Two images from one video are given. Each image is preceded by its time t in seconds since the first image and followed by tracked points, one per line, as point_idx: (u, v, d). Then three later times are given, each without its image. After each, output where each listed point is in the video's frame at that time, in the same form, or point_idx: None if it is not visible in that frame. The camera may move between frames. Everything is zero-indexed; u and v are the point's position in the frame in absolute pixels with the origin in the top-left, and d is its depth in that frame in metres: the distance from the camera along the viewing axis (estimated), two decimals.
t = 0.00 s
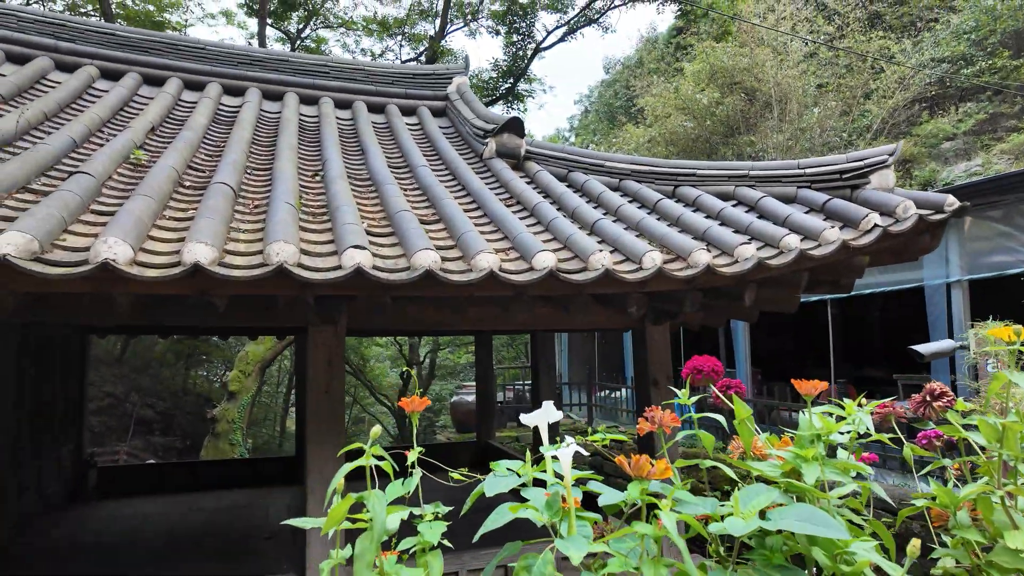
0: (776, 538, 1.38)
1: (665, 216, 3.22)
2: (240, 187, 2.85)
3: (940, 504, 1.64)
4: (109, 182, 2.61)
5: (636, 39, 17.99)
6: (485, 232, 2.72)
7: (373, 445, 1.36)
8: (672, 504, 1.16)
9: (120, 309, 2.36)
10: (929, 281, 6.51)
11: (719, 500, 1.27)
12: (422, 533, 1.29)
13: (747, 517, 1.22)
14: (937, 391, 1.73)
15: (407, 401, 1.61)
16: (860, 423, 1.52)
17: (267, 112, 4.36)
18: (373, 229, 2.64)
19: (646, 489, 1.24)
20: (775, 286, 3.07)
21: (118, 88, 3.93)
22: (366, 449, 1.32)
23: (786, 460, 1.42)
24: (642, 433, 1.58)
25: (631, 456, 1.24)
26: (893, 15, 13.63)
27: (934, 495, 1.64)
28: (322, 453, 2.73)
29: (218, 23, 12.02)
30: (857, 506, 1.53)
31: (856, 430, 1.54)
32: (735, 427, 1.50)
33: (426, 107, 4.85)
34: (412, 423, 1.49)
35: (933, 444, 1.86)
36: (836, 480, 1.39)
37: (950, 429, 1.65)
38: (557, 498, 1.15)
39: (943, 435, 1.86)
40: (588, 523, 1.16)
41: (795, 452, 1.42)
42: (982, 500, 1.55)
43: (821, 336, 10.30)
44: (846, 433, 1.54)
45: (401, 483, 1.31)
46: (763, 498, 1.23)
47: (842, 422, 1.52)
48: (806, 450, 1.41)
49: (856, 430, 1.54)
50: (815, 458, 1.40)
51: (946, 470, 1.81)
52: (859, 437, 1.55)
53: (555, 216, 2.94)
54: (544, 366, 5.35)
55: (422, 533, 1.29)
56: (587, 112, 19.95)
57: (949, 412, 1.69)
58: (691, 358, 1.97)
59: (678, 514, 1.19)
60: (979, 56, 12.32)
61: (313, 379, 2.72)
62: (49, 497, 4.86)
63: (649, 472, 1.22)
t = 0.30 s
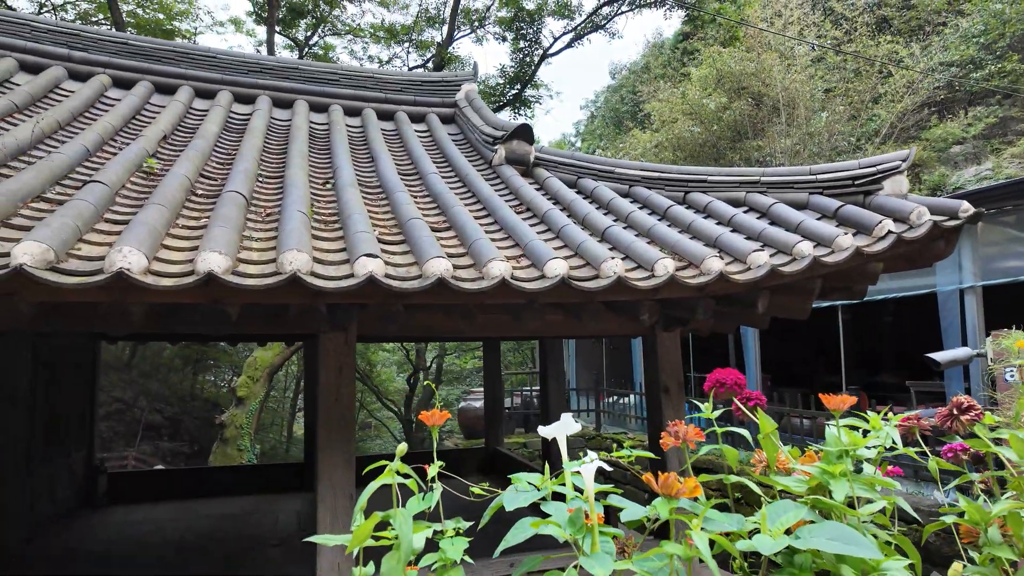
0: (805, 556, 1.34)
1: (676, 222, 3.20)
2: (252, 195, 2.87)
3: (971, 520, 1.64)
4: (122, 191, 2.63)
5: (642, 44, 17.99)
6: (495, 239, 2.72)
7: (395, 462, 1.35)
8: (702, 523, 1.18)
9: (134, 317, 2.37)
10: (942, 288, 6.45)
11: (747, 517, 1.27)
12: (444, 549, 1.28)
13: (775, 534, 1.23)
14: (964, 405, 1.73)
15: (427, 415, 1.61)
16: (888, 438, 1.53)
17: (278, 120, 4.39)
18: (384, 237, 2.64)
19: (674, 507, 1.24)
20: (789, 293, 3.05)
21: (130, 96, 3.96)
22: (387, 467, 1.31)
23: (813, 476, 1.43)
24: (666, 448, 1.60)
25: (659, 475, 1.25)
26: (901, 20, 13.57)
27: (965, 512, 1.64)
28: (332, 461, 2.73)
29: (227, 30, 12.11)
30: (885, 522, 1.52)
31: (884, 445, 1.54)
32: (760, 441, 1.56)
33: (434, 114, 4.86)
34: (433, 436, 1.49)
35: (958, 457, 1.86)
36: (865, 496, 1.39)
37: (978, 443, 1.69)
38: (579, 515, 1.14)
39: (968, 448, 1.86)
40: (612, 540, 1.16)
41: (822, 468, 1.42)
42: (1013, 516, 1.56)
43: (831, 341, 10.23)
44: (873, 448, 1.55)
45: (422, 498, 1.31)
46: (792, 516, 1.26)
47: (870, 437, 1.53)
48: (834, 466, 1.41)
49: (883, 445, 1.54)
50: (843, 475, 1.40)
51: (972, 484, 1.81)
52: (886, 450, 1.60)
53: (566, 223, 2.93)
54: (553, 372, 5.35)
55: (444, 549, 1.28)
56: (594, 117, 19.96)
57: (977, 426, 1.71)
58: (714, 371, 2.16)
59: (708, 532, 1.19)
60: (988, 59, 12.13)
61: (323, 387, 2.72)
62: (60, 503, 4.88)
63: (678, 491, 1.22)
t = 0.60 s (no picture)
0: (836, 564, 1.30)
1: (690, 223, 3.17)
2: (263, 197, 2.86)
3: (1009, 526, 1.61)
4: (135, 193, 2.63)
5: (651, 46, 17.94)
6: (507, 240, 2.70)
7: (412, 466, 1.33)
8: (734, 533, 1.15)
9: (146, 319, 2.37)
10: (959, 289, 6.37)
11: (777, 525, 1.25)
12: (463, 556, 1.26)
13: (807, 542, 1.20)
14: (999, 408, 1.73)
15: (442, 417, 1.57)
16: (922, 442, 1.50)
17: (288, 122, 4.40)
18: (396, 238, 2.63)
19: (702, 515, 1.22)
20: (805, 293, 3.01)
21: (143, 100, 3.98)
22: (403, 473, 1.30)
23: (843, 481, 1.40)
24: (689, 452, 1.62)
25: (687, 480, 1.23)
26: (913, 19, 13.43)
27: (1002, 517, 1.62)
28: (344, 463, 2.72)
29: (238, 35, 12.19)
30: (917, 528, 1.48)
31: (916, 449, 1.51)
32: (788, 444, 1.52)
33: (444, 116, 4.86)
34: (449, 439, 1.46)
35: (992, 460, 1.83)
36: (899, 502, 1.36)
37: (1015, 447, 1.68)
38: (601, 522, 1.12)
39: (1001, 453, 1.83)
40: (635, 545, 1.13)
41: (853, 472, 1.40)
42: None
43: (844, 344, 10.12)
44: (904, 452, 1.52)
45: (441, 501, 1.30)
46: (826, 523, 1.23)
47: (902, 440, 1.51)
48: (865, 470, 1.40)
49: (915, 450, 1.51)
50: (876, 480, 1.38)
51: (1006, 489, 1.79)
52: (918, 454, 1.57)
53: (578, 223, 2.91)
54: (563, 375, 5.30)
55: (464, 555, 1.26)
56: (602, 119, 19.92)
57: (1013, 429, 1.70)
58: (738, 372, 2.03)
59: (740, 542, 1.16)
60: (1002, 58, 11.92)
61: (335, 389, 2.71)
62: (75, 505, 4.91)
63: (708, 497, 1.19)
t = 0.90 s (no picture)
0: None
1: (705, 222, 3.12)
2: (274, 198, 2.85)
3: None
4: (146, 194, 2.62)
5: (661, 47, 17.85)
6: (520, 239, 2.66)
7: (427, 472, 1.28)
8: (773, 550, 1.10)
9: (155, 321, 2.35)
10: (981, 290, 6.23)
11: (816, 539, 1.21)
12: (480, 569, 1.22)
13: (849, 558, 1.15)
14: None
15: (458, 422, 1.52)
16: (966, 451, 1.45)
17: (299, 124, 4.39)
18: (407, 239, 2.60)
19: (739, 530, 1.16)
20: (825, 294, 2.94)
21: (154, 102, 3.98)
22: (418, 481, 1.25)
23: (884, 491, 1.36)
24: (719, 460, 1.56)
25: (722, 493, 1.17)
26: (929, 17, 13.25)
27: None
28: (355, 466, 2.69)
29: (250, 39, 12.27)
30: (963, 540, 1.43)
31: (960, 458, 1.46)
32: (823, 451, 1.47)
33: (455, 116, 4.83)
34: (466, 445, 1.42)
35: None
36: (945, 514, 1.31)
37: None
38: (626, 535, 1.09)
39: None
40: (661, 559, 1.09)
41: (895, 482, 1.36)
42: None
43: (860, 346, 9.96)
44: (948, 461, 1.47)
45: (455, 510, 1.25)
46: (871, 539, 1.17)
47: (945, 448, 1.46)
48: (908, 480, 1.35)
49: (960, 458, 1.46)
50: (920, 491, 1.34)
51: None
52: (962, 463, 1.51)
53: (591, 223, 2.86)
54: (575, 378, 5.24)
55: (481, 568, 1.22)
56: (612, 120, 19.84)
57: None
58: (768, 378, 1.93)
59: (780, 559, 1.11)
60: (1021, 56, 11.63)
61: (346, 391, 2.68)
62: (88, 507, 4.93)
63: (744, 511, 1.14)
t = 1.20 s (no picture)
0: None
1: (721, 220, 3.04)
2: (281, 196, 2.80)
3: None
4: (151, 193, 2.59)
5: (670, 47, 17.73)
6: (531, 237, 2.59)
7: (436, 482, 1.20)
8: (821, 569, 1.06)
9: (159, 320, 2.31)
10: (1003, 290, 6.09)
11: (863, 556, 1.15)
12: None
13: None
14: None
15: (468, 427, 1.44)
16: None
17: (307, 123, 4.35)
18: (416, 237, 2.55)
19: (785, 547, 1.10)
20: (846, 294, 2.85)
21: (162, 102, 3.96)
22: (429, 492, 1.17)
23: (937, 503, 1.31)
24: (754, 469, 1.43)
25: (765, 508, 1.11)
26: (943, 14, 13.05)
27: None
28: (362, 470, 2.64)
29: (260, 42, 12.30)
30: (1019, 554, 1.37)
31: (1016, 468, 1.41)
32: (868, 459, 1.42)
33: (464, 115, 4.78)
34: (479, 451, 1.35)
35: None
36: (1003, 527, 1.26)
37: None
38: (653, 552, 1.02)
39: None
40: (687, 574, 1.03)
41: (950, 493, 1.31)
42: None
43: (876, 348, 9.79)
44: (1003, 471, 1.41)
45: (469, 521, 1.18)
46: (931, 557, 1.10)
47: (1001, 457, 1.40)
48: (965, 492, 1.30)
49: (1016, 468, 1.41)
50: (978, 503, 1.28)
51: None
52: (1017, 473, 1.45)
53: (604, 221, 2.79)
54: (586, 380, 5.16)
55: None
56: (622, 121, 19.73)
57: None
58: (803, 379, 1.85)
59: None
60: None
61: (353, 393, 2.63)
62: (97, 509, 4.92)
63: (792, 527, 1.07)
